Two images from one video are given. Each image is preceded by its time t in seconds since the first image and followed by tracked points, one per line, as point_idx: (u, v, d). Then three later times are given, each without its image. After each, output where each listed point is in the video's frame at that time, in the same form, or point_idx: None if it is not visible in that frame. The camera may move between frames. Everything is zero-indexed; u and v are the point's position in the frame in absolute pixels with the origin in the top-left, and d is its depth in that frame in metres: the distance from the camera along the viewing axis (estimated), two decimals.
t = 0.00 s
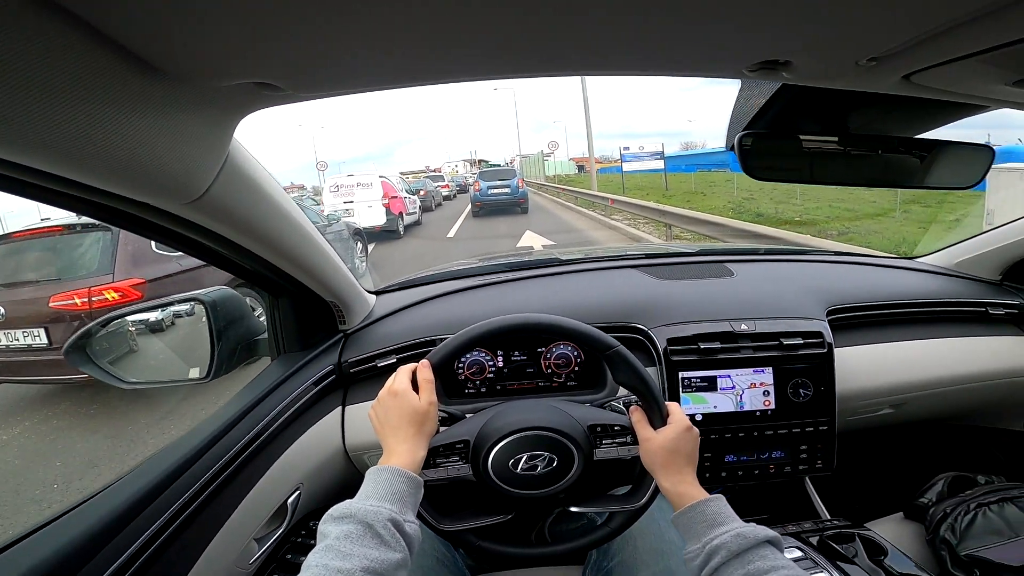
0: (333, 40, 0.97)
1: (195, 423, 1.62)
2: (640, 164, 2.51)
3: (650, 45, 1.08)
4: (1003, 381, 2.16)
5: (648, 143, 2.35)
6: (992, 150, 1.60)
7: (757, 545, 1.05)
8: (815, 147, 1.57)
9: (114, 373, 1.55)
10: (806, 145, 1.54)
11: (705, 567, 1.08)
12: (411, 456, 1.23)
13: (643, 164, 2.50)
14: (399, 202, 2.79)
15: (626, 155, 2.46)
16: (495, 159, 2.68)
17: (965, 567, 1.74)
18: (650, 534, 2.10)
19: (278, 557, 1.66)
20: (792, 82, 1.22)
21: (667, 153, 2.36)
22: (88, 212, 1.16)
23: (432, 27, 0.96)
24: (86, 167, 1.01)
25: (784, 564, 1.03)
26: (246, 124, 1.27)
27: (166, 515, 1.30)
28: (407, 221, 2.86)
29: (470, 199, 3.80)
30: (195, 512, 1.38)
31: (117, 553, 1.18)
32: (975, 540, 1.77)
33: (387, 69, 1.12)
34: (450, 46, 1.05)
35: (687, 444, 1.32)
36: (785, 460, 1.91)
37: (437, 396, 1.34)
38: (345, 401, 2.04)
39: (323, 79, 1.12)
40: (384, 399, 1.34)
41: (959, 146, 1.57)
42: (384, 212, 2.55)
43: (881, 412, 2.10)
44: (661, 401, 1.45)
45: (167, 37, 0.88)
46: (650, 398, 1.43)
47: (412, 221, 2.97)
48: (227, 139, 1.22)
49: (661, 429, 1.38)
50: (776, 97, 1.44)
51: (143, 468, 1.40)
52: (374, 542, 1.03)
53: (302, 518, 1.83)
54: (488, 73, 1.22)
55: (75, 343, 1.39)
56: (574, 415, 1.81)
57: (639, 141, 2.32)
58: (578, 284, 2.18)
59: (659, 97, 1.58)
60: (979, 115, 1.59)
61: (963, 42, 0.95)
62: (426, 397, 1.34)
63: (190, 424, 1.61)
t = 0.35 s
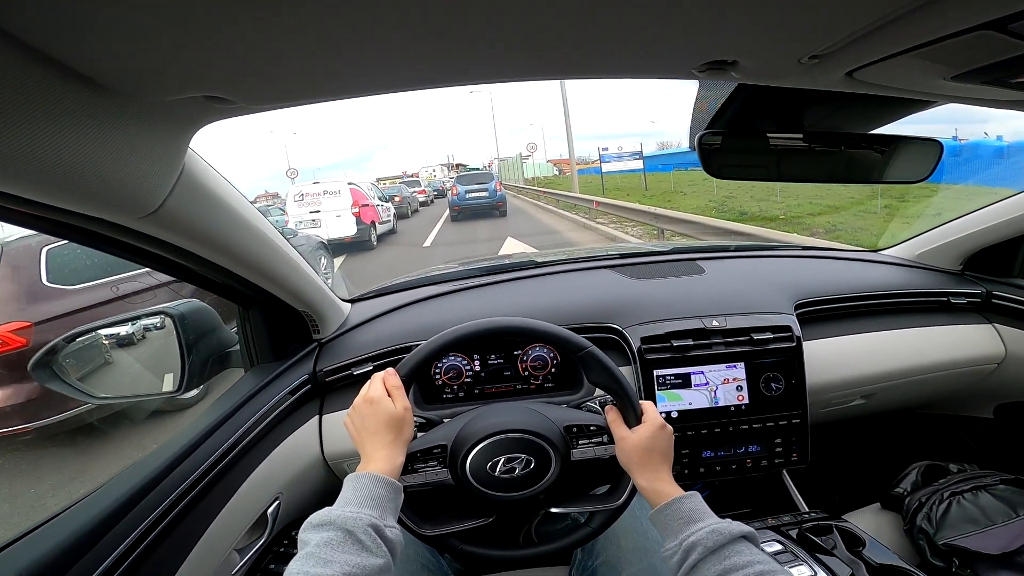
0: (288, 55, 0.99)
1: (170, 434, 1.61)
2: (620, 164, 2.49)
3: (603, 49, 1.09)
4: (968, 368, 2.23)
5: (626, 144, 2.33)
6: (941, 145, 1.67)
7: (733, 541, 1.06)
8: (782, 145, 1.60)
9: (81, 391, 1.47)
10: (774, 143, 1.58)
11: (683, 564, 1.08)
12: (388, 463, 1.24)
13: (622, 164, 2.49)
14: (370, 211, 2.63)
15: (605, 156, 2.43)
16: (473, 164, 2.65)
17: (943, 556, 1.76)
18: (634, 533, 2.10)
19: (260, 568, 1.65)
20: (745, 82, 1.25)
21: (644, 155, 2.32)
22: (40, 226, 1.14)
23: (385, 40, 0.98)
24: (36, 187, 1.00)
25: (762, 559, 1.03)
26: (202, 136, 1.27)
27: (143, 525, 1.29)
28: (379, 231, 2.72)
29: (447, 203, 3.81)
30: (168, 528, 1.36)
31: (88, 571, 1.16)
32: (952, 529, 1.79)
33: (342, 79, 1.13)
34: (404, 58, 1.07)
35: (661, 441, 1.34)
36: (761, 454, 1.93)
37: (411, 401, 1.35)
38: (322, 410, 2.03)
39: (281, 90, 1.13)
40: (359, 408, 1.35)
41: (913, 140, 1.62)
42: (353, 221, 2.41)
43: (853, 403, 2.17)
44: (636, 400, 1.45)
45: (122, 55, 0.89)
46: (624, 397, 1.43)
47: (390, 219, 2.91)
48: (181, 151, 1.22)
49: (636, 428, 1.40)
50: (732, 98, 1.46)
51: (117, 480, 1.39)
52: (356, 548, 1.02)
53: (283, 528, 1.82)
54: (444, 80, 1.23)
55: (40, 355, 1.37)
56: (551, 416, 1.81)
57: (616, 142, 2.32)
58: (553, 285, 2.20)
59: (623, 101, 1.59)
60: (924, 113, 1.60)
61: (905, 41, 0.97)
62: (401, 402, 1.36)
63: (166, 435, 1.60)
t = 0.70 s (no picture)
0: (287, 58, 0.99)
1: (172, 437, 1.61)
2: (623, 165, 2.41)
3: (602, 50, 1.09)
4: (968, 366, 2.22)
5: (630, 143, 2.26)
6: (941, 145, 1.68)
7: (736, 542, 1.06)
8: (780, 145, 1.61)
9: (85, 392, 1.44)
10: (773, 143, 1.58)
11: (687, 565, 1.08)
12: (391, 464, 1.25)
13: (625, 164, 2.41)
14: (364, 215, 2.52)
15: (607, 156, 2.37)
16: (473, 165, 2.65)
17: (947, 555, 1.76)
18: (636, 533, 2.09)
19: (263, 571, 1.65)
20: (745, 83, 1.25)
21: (649, 154, 2.25)
22: (43, 229, 1.14)
23: (384, 43, 0.98)
24: (36, 191, 1.00)
25: (766, 559, 1.03)
26: (202, 139, 1.27)
27: (146, 528, 1.29)
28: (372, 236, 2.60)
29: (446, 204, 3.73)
30: (171, 531, 1.36)
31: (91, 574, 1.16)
32: (955, 528, 1.79)
33: (343, 81, 1.14)
34: (403, 60, 1.07)
35: (664, 440, 1.34)
36: (763, 454, 1.92)
37: (413, 402, 1.35)
38: (324, 412, 2.03)
39: (280, 93, 1.13)
40: (361, 409, 1.35)
41: (913, 139, 1.62)
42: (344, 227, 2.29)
43: (854, 402, 2.17)
44: (637, 401, 1.45)
45: (123, 58, 0.89)
46: (626, 398, 1.43)
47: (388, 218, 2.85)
48: (182, 155, 1.22)
49: (638, 429, 1.40)
50: (732, 98, 1.47)
51: (120, 483, 1.39)
52: (360, 549, 1.02)
53: (286, 530, 1.82)
54: (444, 82, 1.23)
55: (45, 359, 1.33)
56: (552, 417, 1.81)
57: (620, 141, 2.26)
58: (554, 286, 2.20)
59: (623, 103, 1.60)
60: (925, 111, 1.60)
61: (905, 41, 0.98)
62: (403, 403, 1.36)
63: (168, 438, 1.60)
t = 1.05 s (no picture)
0: (292, 60, 0.99)
1: (176, 438, 1.61)
2: (626, 164, 2.42)
3: (605, 52, 1.10)
4: (970, 365, 2.22)
5: (634, 143, 2.26)
6: (942, 145, 1.68)
7: (739, 542, 1.06)
8: (781, 145, 1.61)
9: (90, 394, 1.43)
10: (774, 143, 1.59)
11: (690, 565, 1.08)
12: (394, 465, 1.25)
13: (628, 164, 2.41)
14: (356, 220, 2.39)
15: (610, 156, 2.37)
16: (475, 165, 2.65)
17: (951, 554, 1.76)
18: (639, 534, 2.10)
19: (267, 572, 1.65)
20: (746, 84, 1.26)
21: (652, 154, 2.26)
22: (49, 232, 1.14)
23: (389, 45, 0.99)
24: (42, 194, 1.01)
25: (769, 559, 1.03)
26: (206, 142, 1.28)
27: (151, 529, 1.30)
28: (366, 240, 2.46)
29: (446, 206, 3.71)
30: (175, 532, 1.36)
31: None
32: (959, 527, 1.79)
33: (346, 83, 1.14)
34: (406, 62, 1.07)
35: (666, 440, 1.35)
36: (766, 454, 1.93)
37: (417, 404, 1.36)
38: (327, 413, 2.03)
39: (283, 95, 1.13)
40: (364, 411, 1.36)
41: (914, 139, 1.62)
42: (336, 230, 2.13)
43: (856, 402, 2.17)
44: (639, 401, 1.46)
45: (130, 61, 0.89)
46: (628, 398, 1.43)
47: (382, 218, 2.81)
48: (186, 158, 1.22)
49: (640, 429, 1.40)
50: (733, 99, 1.47)
51: (125, 484, 1.40)
52: (364, 550, 1.03)
53: (290, 531, 1.82)
54: (446, 84, 1.24)
55: (49, 361, 1.32)
56: (555, 418, 1.82)
57: (623, 141, 2.26)
58: (556, 287, 2.21)
59: (624, 104, 1.60)
60: (926, 111, 1.60)
61: (907, 42, 0.98)
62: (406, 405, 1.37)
63: (173, 439, 1.60)
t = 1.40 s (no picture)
0: (290, 65, 1.00)
1: (178, 438, 1.62)
2: (628, 164, 2.42)
3: (601, 56, 1.10)
4: (970, 366, 2.22)
5: (636, 143, 2.24)
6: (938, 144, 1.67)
7: (738, 538, 1.07)
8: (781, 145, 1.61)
9: (92, 396, 1.47)
10: (773, 143, 1.58)
11: (689, 561, 1.09)
12: (395, 468, 1.26)
13: (631, 163, 2.40)
14: (348, 223, 2.26)
15: (613, 155, 2.38)
16: (474, 165, 2.65)
17: (950, 554, 1.76)
18: (639, 534, 2.10)
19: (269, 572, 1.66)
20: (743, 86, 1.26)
21: (655, 154, 2.23)
22: (49, 236, 1.15)
23: (385, 49, 0.99)
24: (44, 199, 1.01)
25: (767, 556, 1.04)
26: (207, 146, 1.29)
27: (153, 530, 1.31)
28: (359, 245, 2.33)
29: (446, 206, 3.74)
30: (177, 534, 1.37)
31: None
32: (959, 527, 1.79)
33: (342, 88, 1.15)
34: (402, 66, 1.08)
35: (665, 439, 1.35)
36: (765, 454, 1.93)
37: (416, 407, 1.37)
38: (327, 414, 2.04)
39: (281, 99, 1.14)
40: (364, 414, 1.37)
41: (912, 140, 1.62)
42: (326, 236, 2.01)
43: (857, 402, 2.17)
44: (639, 401, 1.46)
45: (129, 66, 0.90)
46: (627, 398, 1.44)
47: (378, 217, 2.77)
48: (187, 162, 1.23)
49: (639, 428, 1.41)
50: (730, 100, 1.48)
51: (127, 485, 1.41)
52: (365, 552, 1.04)
53: (292, 531, 1.83)
54: (443, 88, 1.24)
55: (51, 362, 1.35)
56: (555, 418, 1.82)
57: (626, 141, 2.24)
58: (556, 288, 2.21)
59: (622, 105, 1.60)
60: (924, 111, 1.60)
61: (902, 43, 0.98)
62: (405, 408, 1.38)
63: (175, 439, 1.61)
